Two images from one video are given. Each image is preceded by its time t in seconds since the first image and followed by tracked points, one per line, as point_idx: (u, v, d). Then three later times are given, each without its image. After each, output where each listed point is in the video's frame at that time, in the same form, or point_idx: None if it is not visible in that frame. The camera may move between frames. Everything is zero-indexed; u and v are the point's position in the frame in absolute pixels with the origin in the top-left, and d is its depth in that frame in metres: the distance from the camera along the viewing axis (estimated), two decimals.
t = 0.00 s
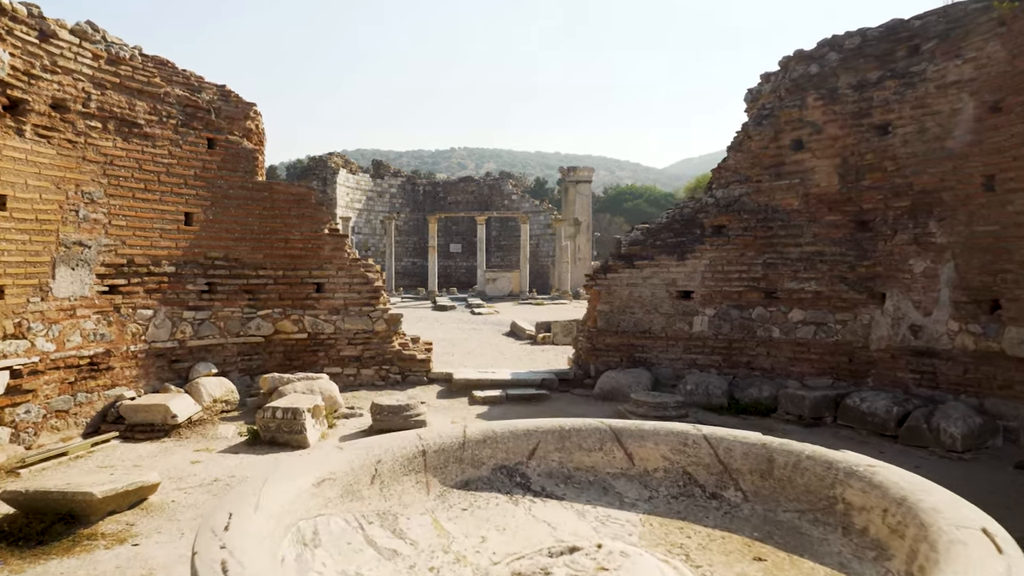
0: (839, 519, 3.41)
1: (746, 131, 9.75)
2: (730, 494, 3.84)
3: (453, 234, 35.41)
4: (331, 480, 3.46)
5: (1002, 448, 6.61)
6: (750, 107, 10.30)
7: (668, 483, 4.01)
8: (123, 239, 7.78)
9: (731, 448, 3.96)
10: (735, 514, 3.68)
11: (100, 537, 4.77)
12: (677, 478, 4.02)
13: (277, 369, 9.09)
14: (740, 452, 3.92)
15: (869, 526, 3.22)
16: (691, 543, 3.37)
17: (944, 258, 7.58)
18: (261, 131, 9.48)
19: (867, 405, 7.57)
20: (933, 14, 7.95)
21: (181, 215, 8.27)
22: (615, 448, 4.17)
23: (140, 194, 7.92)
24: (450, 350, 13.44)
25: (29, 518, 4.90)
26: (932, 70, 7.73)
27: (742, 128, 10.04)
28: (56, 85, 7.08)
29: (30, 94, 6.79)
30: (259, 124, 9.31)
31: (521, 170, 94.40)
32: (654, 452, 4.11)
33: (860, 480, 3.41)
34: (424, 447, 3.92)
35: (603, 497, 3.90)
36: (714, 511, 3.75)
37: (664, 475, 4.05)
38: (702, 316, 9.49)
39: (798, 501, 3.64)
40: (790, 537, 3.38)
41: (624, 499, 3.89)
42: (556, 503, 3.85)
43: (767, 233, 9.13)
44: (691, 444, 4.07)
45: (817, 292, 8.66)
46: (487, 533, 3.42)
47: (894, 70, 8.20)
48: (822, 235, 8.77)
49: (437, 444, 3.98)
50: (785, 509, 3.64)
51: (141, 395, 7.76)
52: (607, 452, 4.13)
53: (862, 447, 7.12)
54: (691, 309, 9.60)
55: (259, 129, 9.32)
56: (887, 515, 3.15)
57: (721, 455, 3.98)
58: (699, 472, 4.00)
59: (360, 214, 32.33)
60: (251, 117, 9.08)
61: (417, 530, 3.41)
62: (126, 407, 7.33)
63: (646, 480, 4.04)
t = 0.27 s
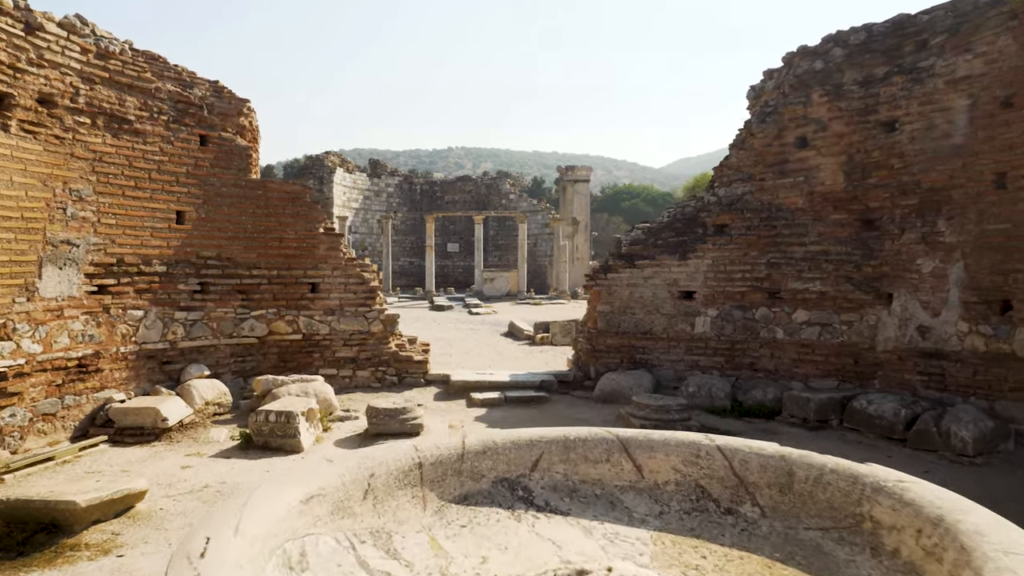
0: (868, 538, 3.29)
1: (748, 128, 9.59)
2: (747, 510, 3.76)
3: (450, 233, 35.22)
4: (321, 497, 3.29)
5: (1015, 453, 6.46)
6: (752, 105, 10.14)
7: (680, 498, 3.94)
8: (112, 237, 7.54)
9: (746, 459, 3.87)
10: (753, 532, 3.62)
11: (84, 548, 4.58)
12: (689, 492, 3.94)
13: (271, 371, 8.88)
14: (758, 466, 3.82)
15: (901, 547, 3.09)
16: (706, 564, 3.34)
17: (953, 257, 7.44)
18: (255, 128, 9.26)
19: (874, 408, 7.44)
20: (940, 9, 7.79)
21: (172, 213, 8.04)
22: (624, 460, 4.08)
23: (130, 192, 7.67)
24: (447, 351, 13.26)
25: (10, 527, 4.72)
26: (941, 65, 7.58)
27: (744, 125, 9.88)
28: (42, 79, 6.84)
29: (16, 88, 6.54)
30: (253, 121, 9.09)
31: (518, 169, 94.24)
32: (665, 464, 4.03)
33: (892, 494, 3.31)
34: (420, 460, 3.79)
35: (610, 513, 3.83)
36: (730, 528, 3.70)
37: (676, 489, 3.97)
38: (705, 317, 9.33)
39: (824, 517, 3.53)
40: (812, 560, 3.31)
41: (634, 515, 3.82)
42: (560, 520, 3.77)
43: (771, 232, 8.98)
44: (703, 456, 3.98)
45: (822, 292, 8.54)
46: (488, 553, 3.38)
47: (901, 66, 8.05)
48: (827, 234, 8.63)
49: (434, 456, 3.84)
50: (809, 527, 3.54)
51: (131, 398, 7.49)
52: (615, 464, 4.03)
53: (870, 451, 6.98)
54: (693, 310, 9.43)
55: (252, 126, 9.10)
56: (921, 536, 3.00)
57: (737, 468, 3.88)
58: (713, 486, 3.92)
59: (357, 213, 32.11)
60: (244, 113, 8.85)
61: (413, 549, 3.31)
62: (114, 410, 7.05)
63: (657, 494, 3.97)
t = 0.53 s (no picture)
0: (902, 564, 3.28)
1: (752, 126, 9.39)
2: (768, 532, 3.80)
3: (448, 232, 35.01)
4: (305, 522, 3.40)
5: None
6: (755, 101, 9.94)
7: (695, 519, 4.01)
8: (99, 236, 7.30)
9: (767, 478, 3.89)
10: (776, 558, 3.67)
11: (63, 563, 4.34)
12: (705, 513, 4.01)
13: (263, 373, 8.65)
14: (778, 486, 3.84)
15: None
16: None
17: (965, 258, 7.26)
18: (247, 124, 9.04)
19: (883, 412, 7.28)
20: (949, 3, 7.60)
21: (162, 211, 7.81)
22: (634, 478, 4.16)
23: (118, 189, 7.43)
24: (444, 352, 13.05)
25: None
26: (951, 60, 7.38)
27: (747, 122, 9.69)
28: (26, 72, 6.59)
29: None
30: (245, 117, 8.86)
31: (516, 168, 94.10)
32: (678, 483, 4.10)
33: (933, 519, 3.20)
34: (415, 479, 3.88)
35: (619, 534, 3.93)
36: (751, 553, 3.75)
37: (690, 510, 4.04)
38: (707, 318, 9.14)
39: (852, 540, 3.54)
40: None
41: (644, 536, 3.92)
42: (566, 542, 3.87)
43: (776, 231, 8.81)
44: (719, 474, 4.02)
45: (828, 292, 8.37)
46: None
47: (910, 61, 7.86)
48: (834, 234, 8.46)
49: (428, 475, 3.93)
50: (836, 550, 3.55)
51: (119, 401, 7.21)
52: (624, 481, 4.13)
53: (881, 457, 6.82)
54: (695, 311, 9.24)
55: (244, 122, 8.86)
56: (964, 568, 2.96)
57: (757, 488, 3.91)
58: (731, 506, 3.96)
59: (354, 212, 31.87)
60: (236, 109, 8.62)
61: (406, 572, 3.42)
62: (101, 414, 6.74)
63: (670, 515, 4.05)
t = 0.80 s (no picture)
0: None
1: (756, 123, 9.24)
2: (795, 553, 3.70)
3: (445, 233, 34.80)
4: (293, 546, 3.27)
5: None
6: (758, 99, 9.78)
7: (716, 538, 3.91)
8: (86, 235, 7.08)
9: (794, 495, 3.79)
10: None
11: None
12: (727, 532, 3.91)
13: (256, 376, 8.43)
14: (808, 503, 3.73)
15: None
16: None
17: (976, 258, 7.11)
18: (240, 121, 8.83)
19: (893, 417, 7.16)
20: None
21: (152, 210, 7.60)
22: (649, 494, 4.06)
23: (106, 187, 7.21)
24: (441, 354, 12.83)
25: None
26: (962, 56, 7.24)
27: (750, 120, 9.52)
28: (11, 66, 6.36)
29: None
30: (238, 113, 8.65)
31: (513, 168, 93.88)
32: (697, 500, 4.00)
33: (988, 546, 3.05)
34: (411, 496, 3.79)
35: (633, 555, 3.85)
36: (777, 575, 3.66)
37: (710, 528, 3.94)
38: (710, 319, 8.98)
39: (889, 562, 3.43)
40: None
41: (660, 557, 3.83)
42: (574, 563, 3.79)
43: (781, 231, 8.66)
44: (742, 490, 3.93)
45: (835, 294, 8.28)
46: None
47: (919, 57, 7.72)
48: (840, 233, 8.35)
49: (426, 492, 3.84)
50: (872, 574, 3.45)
51: (107, 405, 6.98)
52: (637, 498, 4.04)
53: (891, 462, 6.69)
54: (698, 313, 9.07)
55: (237, 119, 8.66)
56: None
57: (784, 506, 3.81)
58: (756, 525, 3.86)
59: (350, 212, 31.63)
60: (229, 105, 8.43)
61: None
62: (88, 419, 6.49)
63: (688, 535, 3.95)
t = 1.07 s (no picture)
0: None
1: (760, 121, 9.09)
2: None
3: (443, 233, 34.62)
4: (285, 566, 3.06)
5: None
6: (762, 97, 9.64)
7: (738, 557, 3.76)
8: (76, 235, 6.89)
9: (825, 513, 3.64)
10: None
11: None
12: (749, 551, 3.77)
13: (251, 379, 8.25)
14: (838, 521, 3.58)
15: None
16: None
17: (988, 258, 6.96)
18: (235, 118, 8.66)
19: (902, 421, 7.01)
20: None
21: (144, 209, 7.42)
22: (666, 511, 3.93)
23: (96, 185, 7.03)
24: (439, 356, 12.66)
25: None
26: (973, 52, 7.11)
27: (754, 119, 9.38)
28: None
29: None
30: (232, 110, 8.48)
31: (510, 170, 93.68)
32: (717, 516, 3.86)
33: None
34: (413, 514, 3.63)
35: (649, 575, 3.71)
36: None
37: (732, 547, 3.79)
38: (714, 321, 8.83)
39: None
40: None
41: None
42: None
43: (787, 231, 8.52)
44: (766, 507, 3.79)
45: (842, 295, 8.15)
46: None
47: (929, 53, 7.58)
48: (847, 233, 8.22)
49: (428, 509, 3.70)
50: None
51: (98, 409, 6.79)
52: (654, 514, 3.90)
53: (902, 467, 6.55)
54: (702, 314, 8.91)
55: (231, 116, 8.49)
56: None
57: (812, 523, 3.66)
58: (781, 544, 3.71)
59: (348, 212, 31.44)
60: (223, 102, 8.26)
61: None
62: (77, 424, 6.28)
63: (709, 554, 3.80)
